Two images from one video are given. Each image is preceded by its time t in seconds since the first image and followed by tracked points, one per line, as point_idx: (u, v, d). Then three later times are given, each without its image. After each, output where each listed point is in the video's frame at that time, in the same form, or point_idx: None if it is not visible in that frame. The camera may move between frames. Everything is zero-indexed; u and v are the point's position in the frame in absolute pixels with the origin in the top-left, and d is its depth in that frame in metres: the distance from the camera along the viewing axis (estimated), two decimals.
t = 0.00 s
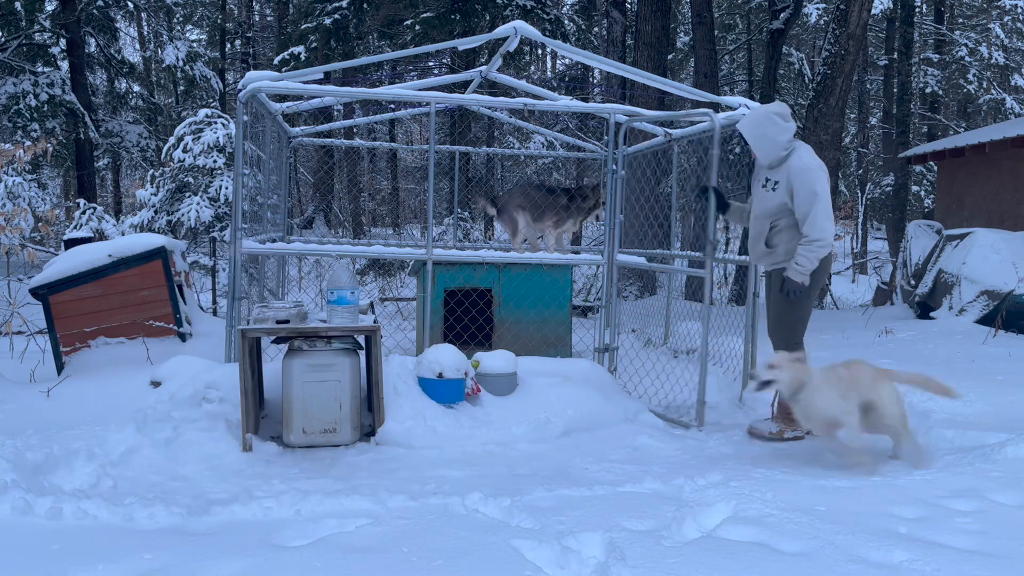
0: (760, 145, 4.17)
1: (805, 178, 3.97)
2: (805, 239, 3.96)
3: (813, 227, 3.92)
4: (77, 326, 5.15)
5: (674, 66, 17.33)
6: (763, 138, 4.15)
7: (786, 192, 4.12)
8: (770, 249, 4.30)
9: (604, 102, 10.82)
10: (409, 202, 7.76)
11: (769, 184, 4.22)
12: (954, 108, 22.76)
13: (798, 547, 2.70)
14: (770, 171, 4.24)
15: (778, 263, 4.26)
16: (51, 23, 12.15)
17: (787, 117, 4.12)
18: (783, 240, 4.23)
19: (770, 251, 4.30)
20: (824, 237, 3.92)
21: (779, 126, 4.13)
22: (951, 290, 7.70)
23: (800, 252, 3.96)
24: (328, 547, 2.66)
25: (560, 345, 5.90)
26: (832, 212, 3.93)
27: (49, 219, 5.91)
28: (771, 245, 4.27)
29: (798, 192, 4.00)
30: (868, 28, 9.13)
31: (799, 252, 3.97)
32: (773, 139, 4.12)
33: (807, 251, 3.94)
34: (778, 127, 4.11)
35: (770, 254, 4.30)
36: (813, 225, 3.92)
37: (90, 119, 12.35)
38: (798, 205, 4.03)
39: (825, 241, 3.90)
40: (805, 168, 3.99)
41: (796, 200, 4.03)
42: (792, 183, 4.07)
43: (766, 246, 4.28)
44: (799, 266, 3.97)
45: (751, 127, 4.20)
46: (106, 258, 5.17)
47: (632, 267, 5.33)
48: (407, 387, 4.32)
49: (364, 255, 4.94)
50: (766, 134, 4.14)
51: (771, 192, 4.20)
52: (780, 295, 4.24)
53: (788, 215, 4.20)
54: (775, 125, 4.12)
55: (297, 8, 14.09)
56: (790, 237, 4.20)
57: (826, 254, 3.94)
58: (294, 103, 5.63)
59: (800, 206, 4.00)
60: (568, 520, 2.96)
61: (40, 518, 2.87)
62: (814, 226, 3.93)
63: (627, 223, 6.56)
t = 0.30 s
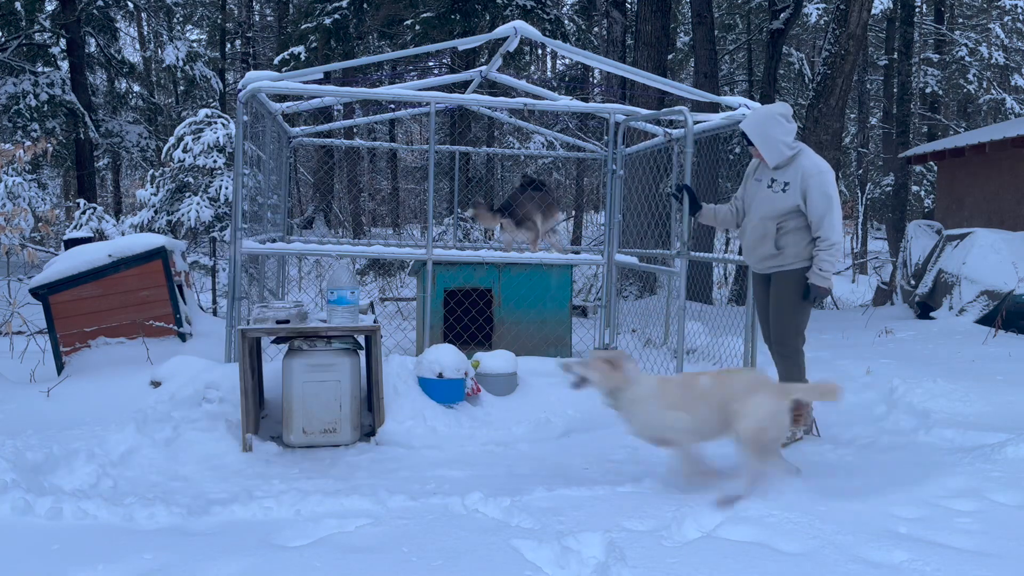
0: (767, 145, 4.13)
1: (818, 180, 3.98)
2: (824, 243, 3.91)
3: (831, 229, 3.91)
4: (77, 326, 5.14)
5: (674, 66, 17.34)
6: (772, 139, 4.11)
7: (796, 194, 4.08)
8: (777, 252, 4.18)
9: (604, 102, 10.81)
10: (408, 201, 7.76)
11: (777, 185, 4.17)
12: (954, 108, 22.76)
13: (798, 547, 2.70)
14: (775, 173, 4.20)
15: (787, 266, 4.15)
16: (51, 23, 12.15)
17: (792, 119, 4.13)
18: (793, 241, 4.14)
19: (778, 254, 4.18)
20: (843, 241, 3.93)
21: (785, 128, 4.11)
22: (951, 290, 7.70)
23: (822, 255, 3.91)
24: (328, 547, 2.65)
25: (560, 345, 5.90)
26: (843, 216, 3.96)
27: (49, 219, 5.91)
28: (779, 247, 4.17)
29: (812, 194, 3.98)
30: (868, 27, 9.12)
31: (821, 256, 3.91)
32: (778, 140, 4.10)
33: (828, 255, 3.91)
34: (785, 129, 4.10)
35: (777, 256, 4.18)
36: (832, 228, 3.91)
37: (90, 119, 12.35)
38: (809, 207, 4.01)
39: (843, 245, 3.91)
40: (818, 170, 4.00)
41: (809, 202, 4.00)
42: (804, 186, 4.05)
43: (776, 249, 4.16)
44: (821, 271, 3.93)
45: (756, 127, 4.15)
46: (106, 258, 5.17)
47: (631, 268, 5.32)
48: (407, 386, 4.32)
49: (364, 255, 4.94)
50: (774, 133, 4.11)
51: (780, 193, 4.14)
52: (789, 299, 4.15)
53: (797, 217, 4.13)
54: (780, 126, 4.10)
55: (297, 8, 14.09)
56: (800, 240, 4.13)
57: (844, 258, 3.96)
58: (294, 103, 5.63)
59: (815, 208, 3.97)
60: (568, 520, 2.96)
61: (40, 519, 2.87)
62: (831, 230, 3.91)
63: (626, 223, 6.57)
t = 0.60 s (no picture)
0: (766, 147, 4.14)
1: (818, 180, 3.97)
2: (825, 243, 3.90)
3: (831, 229, 3.89)
4: (77, 326, 5.15)
5: (674, 65, 17.34)
6: (771, 140, 4.12)
7: (797, 194, 4.07)
8: (779, 252, 4.18)
9: (604, 102, 10.82)
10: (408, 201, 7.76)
11: (778, 186, 4.17)
12: (955, 108, 22.76)
13: (798, 547, 2.70)
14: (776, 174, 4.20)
15: (790, 267, 4.15)
16: (51, 23, 12.16)
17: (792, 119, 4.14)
18: (795, 242, 4.13)
19: (780, 255, 4.18)
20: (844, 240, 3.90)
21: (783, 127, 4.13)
22: (951, 290, 7.70)
23: (822, 255, 3.89)
24: (329, 547, 2.65)
25: (560, 345, 5.90)
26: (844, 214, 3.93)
27: (49, 219, 5.91)
28: (781, 249, 4.17)
29: (811, 193, 3.97)
30: (868, 27, 9.11)
31: (821, 256, 3.90)
32: (777, 139, 4.11)
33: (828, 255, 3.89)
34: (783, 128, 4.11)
35: (780, 257, 4.18)
36: (832, 227, 3.89)
37: (90, 119, 12.35)
38: (809, 208, 4.00)
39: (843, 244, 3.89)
40: (817, 169, 3.99)
41: (808, 202, 3.99)
42: (804, 186, 4.04)
43: (778, 250, 4.16)
44: (822, 271, 3.92)
45: (755, 128, 4.17)
46: (106, 258, 5.17)
47: (631, 268, 5.32)
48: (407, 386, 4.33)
49: (364, 255, 4.94)
50: (772, 134, 4.12)
51: (781, 194, 4.14)
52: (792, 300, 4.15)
53: (799, 217, 4.12)
54: (778, 124, 4.11)
55: (297, 8, 14.09)
56: (802, 240, 4.12)
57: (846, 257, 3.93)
58: (294, 103, 5.63)
59: (814, 208, 3.96)
60: (568, 520, 2.96)
61: (40, 519, 2.87)
62: (832, 229, 3.89)
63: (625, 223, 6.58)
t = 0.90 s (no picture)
0: (767, 146, 4.15)
1: (817, 180, 3.96)
2: (824, 243, 3.89)
3: (829, 230, 3.89)
4: (77, 326, 5.14)
5: (674, 65, 17.34)
6: (771, 139, 4.13)
7: (797, 195, 4.07)
8: (781, 253, 4.19)
9: (604, 101, 10.81)
10: (408, 201, 7.75)
11: (779, 185, 4.18)
12: (955, 107, 22.76)
13: (798, 547, 2.70)
14: (777, 173, 4.20)
15: (790, 268, 4.16)
16: (51, 23, 12.16)
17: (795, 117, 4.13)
18: (796, 243, 4.13)
19: (781, 255, 4.19)
20: (842, 241, 3.89)
21: (785, 126, 4.13)
22: (951, 290, 7.70)
23: (819, 256, 3.89)
24: (328, 547, 2.66)
25: (560, 345, 5.90)
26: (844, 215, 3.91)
27: (49, 219, 5.91)
28: (782, 250, 4.18)
29: (811, 193, 3.97)
30: (869, 27, 9.11)
31: (818, 256, 3.90)
32: (778, 138, 4.11)
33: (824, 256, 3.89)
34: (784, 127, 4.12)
35: (781, 258, 4.19)
36: (831, 228, 3.88)
37: (90, 119, 12.35)
38: (809, 208, 4.00)
39: (840, 245, 3.87)
40: (817, 169, 3.98)
41: (808, 201, 3.99)
42: (804, 185, 4.03)
43: (779, 251, 4.18)
44: (820, 272, 3.91)
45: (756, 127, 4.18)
46: (106, 258, 5.17)
47: (631, 268, 5.32)
48: (408, 387, 4.32)
49: (364, 255, 4.94)
50: (772, 133, 4.13)
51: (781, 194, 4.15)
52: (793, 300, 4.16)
53: (799, 218, 4.12)
54: (780, 123, 4.12)
55: (296, 9, 14.09)
56: (803, 241, 4.13)
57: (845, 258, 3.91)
58: (294, 103, 5.63)
59: (814, 209, 3.96)
60: (568, 520, 2.96)
61: (40, 519, 2.87)
62: (831, 230, 3.88)
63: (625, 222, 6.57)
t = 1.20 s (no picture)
0: (773, 142, 4.16)
1: (817, 180, 3.95)
2: (823, 245, 3.89)
3: (826, 232, 3.88)
4: (78, 326, 5.14)
5: (674, 65, 17.35)
6: (776, 137, 4.14)
7: (798, 195, 4.06)
8: (781, 254, 4.19)
9: (604, 101, 10.82)
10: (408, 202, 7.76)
11: (779, 184, 4.18)
12: (955, 108, 22.77)
13: (798, 547, 2.70)
14: (779, 171, 4.20)
15: (790, 269, 4.16)
16: (51, 23, 12.16)
17: (801, 114, 4.12)
18: (796, 244, 4.14)
19: (782, 256, 4.19)
20: (840, 243, 3.87)
21: (790, 124, 4.13)
22: (951, 289, 7.70)
23: (817, 257, 3.89)
24: (329, 547, 2.65)
25: (560, 345, 5.91)
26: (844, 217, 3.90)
27: (49, 219, 5.91)
28: (782, 250, 4.18)
29: (811, 193, 3.96)
30: (868, 27, 9.12)
31: (816, 257, 3.90)
32: (782, 135, 4.13)
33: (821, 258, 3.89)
34: (788, 125, 4.11)
35: (782, 259, 4.19)
36: (830, 229, 3.88)
37: (90, 119, 12.35)
38: (809, 208, 3.99)
39: (837, 247, 3.86)
40: (818, 169, 3.96)
41: (808, 202, 3.98)
42: (804, 185, 4.02)
43: (779, 251, 4.18)
44: (818, 274, 3.90)
45: (764, 121, 4.18)
46: (106, 258, 5.17)
47: (630, 268, 5.32)
48: (407, 387, 4.31)
49: (364, 255, 4.94)
50: (777, 129, 4.13)
51: (781, 193, 4.15)
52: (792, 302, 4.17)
53: (799, 217, 4.13)
54: (786, 120, 4.11)
55: (297, 8, 14.09)
56: (803, 242, 4.13)
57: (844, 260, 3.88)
58: (294, 103, 5.64)
59: (813, 209, 3.96)
60: (568, 520, 2.96)
61: (40, 519, 2.87)
62: (830, 232, 3.88)
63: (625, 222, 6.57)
